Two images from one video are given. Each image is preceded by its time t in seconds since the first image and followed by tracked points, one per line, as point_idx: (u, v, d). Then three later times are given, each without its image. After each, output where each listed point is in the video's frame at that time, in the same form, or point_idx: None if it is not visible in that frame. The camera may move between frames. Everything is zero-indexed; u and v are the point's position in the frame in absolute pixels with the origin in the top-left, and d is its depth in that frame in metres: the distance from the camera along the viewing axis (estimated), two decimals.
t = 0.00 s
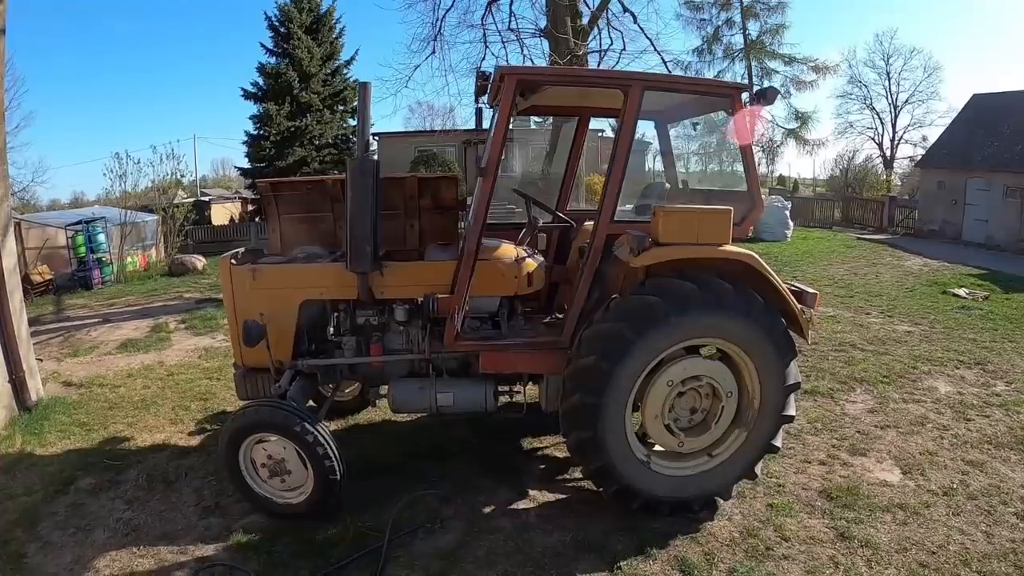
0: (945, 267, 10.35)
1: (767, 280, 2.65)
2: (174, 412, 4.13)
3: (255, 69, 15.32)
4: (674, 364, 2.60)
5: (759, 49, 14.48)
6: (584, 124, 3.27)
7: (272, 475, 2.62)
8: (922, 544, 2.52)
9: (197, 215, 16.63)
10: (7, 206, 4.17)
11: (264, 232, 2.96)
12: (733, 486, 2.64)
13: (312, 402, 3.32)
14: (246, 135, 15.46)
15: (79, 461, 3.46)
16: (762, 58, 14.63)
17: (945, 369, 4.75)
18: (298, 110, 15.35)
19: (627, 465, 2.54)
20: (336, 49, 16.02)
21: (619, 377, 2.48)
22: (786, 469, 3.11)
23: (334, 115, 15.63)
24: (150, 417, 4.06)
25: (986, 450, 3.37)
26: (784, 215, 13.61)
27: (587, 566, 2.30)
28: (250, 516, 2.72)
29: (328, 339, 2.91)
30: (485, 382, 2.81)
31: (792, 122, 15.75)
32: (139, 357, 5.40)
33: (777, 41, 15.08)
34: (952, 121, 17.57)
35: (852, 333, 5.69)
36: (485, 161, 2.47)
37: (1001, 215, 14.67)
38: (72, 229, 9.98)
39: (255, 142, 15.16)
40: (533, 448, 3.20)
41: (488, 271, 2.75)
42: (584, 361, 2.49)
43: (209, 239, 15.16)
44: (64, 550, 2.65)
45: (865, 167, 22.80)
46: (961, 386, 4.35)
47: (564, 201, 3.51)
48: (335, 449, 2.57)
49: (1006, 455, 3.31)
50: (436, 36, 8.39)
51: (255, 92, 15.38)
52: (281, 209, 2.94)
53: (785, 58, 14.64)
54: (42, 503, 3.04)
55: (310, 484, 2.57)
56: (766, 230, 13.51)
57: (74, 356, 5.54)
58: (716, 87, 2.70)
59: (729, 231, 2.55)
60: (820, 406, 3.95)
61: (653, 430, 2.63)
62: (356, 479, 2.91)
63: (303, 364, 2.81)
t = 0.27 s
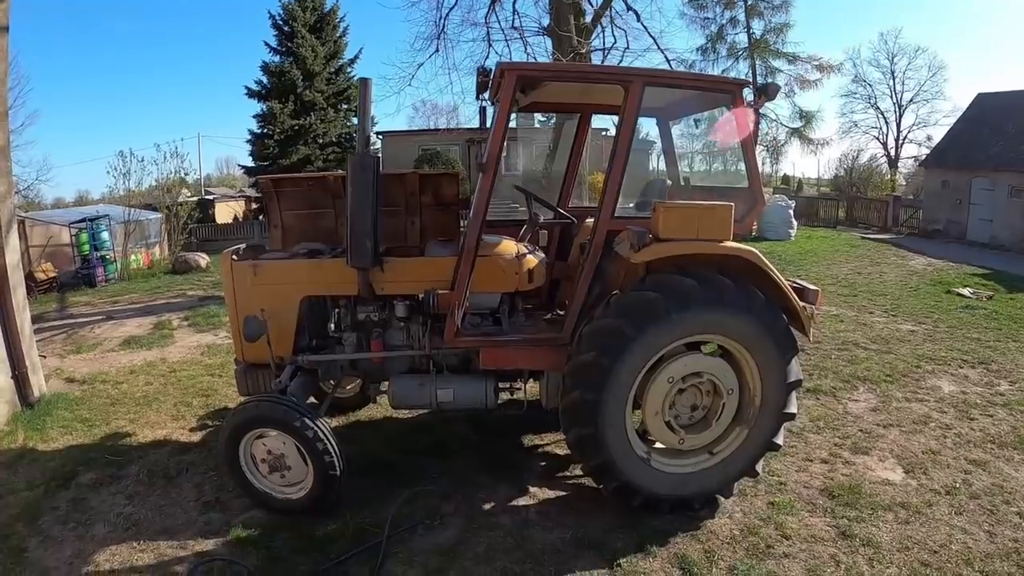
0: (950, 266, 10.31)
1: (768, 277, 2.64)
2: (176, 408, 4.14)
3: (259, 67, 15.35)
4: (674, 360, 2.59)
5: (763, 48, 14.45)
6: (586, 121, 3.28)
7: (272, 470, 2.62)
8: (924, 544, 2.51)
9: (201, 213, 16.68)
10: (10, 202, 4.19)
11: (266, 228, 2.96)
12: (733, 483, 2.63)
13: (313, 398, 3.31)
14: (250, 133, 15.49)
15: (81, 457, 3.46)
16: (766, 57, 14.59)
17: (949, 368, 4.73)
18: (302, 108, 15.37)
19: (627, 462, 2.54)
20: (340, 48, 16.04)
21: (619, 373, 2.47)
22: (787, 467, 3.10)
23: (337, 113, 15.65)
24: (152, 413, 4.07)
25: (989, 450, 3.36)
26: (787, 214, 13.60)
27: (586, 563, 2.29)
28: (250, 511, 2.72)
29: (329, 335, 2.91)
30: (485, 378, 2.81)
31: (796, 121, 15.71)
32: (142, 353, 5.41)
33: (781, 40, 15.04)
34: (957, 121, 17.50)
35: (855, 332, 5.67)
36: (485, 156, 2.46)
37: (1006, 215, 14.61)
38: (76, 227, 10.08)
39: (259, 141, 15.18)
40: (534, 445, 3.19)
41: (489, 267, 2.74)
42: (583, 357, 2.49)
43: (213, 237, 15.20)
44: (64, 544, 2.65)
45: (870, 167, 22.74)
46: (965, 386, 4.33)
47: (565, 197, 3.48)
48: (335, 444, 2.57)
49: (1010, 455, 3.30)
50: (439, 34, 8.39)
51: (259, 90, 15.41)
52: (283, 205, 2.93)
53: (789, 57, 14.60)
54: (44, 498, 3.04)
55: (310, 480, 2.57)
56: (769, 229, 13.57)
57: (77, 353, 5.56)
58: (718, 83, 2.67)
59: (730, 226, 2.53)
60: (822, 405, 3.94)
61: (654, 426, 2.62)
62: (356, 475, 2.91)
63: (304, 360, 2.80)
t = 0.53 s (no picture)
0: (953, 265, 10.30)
1: (769, 273, 2.65)
2: (179, 403, 4.16)
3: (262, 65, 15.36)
4: (676, 356, 2.60)
5: (766, 46, 14.43)
6: (588, 119, 3.30)
7: (276, 464, 2.64)
8: (924, 540, 2.52)
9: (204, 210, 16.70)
10: (15, 199, 4.20)
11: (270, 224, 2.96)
12: (734, 478, 2.65)
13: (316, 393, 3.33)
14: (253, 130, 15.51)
15: (85, 451, 3.48)
16: (769, 55, 14.57)
17: (951, 366, 4.73)
18: (305, 106, 15.38)
19: (628, 457, 2.55)
20: (343, 45, 16.05)
21: (621, 368, 2.48)
22: (788, 463, 3.11)
23: (340, 111, 15.66)
24: (156, 408, 4.09)
25: (990, 447, 3.36)
26: (790, 212, 13.59)
27: (587, 557, 2.31)
28: (254, 505, 2.74)
29: (333, 330, 2.93)
30: (487, 374, 2.82)
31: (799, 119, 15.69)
32: (145, 349, 5.44)
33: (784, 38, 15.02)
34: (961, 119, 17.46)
35: (856, 330, 5.68)
36: (487, 153, 2.47)
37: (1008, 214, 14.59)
38: (79, 223, 10.09)
39: (262, 138, 15.19)
40: (536, 440, 3.21)
41: (492, 263, 2.75)
42: (585, 352, 2.50)
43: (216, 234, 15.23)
44: (69, 538, 2.67)
45: (873, 165, 22.70)
46: (966, 384, 4.33)
47: (568, 194, 3.49)
48: (339, 438, 2.58)
49: (1010, 453, 3.30)
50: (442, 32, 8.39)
51: (262, 87, 15.42)
52: (287, 201, 2.92)
53: (792, 56, 14.58)
54: (48, 492, 3.06)
55: (313, 474, 2.59)
56: (771, 227, 13.56)
57: (81, 349, 5.58)
58: (720, 80, 2.69)
59: (731, 223, 2.54)
60: (824, 402, 3.95)
61: (655, 422, 2.63)
62: (358, 470, 2.92)
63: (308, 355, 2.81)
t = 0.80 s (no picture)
0: (949, 264, 10.38)
1: (765, 270, 2.70)
2: (182, 400, 4.20)
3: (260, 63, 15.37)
4: (673, 350, 2.65)
5: (764, 45, 14.48)
6: (587, 118, 3.33)
7: (281, 458, 2.69)
8: (917, 531, 2.57)
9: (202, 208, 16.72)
10: (18, 198, 4.24)
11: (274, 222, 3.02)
12: (730, 471, 2.70)
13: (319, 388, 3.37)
14: (252, 129, 15.52)
15: (90, 447, 3.52)
16: (766, 55, 14.63)
17: (945, 363, 4.80)
18: (303, 104, 15.40)
19: (627, 450, 2.60)
20: (341, 44, 16.08)
21: (620, 362, 2.53)
22: (784, 457, 3.17)
23: (339, 109, 15.69)
24: (159, 404, 4.13)
25: (982, 442, 3.42)
26: (787, 210, 13.65)
27: (588, 547, 2.36)
28: (260, 498, 2.79)
29: (337, 327, 2.98)
30: (489, 369, 2.87)
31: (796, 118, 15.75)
32: (147, 347, 5.47)
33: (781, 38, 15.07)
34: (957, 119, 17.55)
35: (852, 328, 5.74)
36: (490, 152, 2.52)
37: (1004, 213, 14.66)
38: (79, 222, 10.11)
39: (260, 136, 15.20)
40: (536, 435, 3.26)
41: (494, 260, 2.80)
42: (585, 347, 2.55)
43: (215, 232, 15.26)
44: (76, 532, 2.71)
45: (869, 164, 22.79)
46: (960, 380, 4.40)
47: (567, 193, 3.55)
48: (344, 432, 2.63)
49: (1002, 447, 3.36)
50: (441, 31, 8.43)
51: (261, 85, 15.43)
52: (291, 199, 2.99)
53: (789, 55, 14.63)
54: (55, 486, 3.10)
55: (318, 467, 2.64)
56: (768, 225, 13.63)
57: (83, 346, 5.61)
58: (717, 81, 2.74)
59: (727, 221, 2.60)
60: (819, 398, 4.00)
61: (653, 415, 2.68)
62: (361, 464, 2.97)
63: (313, 351, 2.86)
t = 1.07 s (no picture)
0: (944, 261, 10.47)
1: (762, 264, 2.77)
2: (188, 394, 4.26)
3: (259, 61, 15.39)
4: (674, 341, 2.72)
5: (761, 44, 14.55)
6: (588, 117, 3.38)
7: (292, 448, 2.76)
8: (910, 518, 2.65)
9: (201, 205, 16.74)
10: (25, 194, 4.28)
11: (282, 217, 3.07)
12: (729, 459, 2.77)
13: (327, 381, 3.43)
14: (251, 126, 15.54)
15: (98, 440, 3.58)
16: (763, 53, 14.70)
17: (939, 358, 4.87)
18: (302, 102, 15.43)
19: (629, 438, 2.67)
20: (340, 41, 16.11)
21: (622, 353, 2.60)
22: (781, 447, 3.24)
23: (337, 107, 15.72)
24: (165, 399, 4.19)
25: (975, 434, 3.50)
26: (783, 208, 13.74)
27: (591, 533, 2.43)
28: (270, 488, 2.86)
29: (345, 320, 3.04)
30: (494, 361, 2.94)
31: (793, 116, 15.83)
32: (151, 342, 5.53)
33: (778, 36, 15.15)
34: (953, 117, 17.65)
35: (847, 323, 5.81)
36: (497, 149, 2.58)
37: (999, 211, 14.78)
38: (79, 219, 10.11)
39: (259, 133, 15.21)
40: (539, 426, 3.33)
41: (498, 255, 2.86)
42: (588, 338, 2.61)
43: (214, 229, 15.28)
44: (88, 522, 2.76)
45: (865, 162, 22.90)
46: (953, 375, 4.48)
47: (568, 189, 3.61)
48: (354, 422, 2.71)
49: (994, 439, 3.44)
50: (440, 29, 8.47)
51: (259, 83, 15.45)
52: (299, 195, 3.04)
53: (786, 53, 14.71)
54: (65, 479, 3.16)
55: (328, 456, 2.72)
56: (765, 223, 13.71)
57: (86, 342, 5.66)
58: (716, 81, 2.79)
59: (726, 217, 2.66)
60: (815, 390, 4.08)
61: (654, 404, 2.75)
62: (369, 454, 3.04)
63: (322, 343, 2.93)
